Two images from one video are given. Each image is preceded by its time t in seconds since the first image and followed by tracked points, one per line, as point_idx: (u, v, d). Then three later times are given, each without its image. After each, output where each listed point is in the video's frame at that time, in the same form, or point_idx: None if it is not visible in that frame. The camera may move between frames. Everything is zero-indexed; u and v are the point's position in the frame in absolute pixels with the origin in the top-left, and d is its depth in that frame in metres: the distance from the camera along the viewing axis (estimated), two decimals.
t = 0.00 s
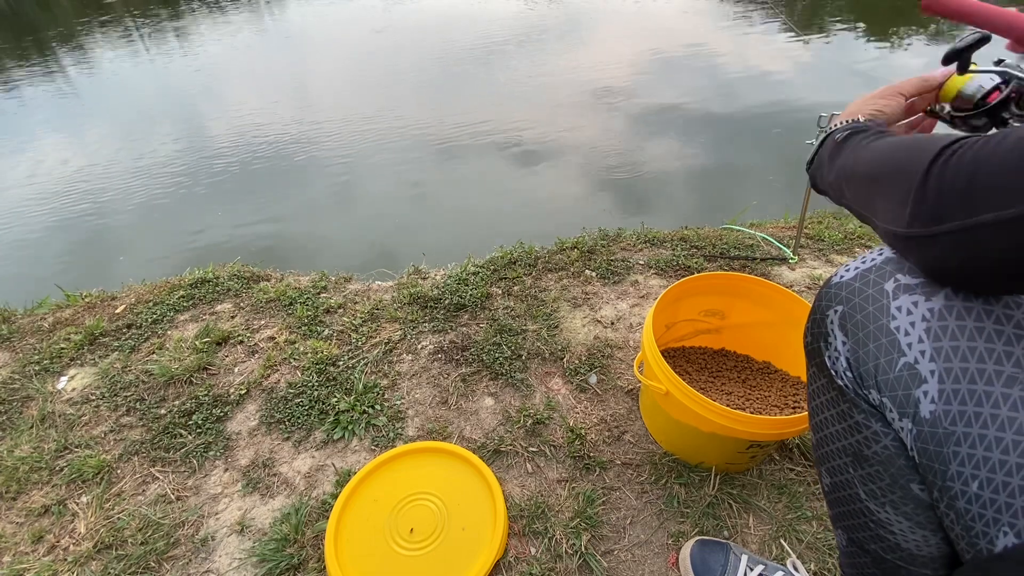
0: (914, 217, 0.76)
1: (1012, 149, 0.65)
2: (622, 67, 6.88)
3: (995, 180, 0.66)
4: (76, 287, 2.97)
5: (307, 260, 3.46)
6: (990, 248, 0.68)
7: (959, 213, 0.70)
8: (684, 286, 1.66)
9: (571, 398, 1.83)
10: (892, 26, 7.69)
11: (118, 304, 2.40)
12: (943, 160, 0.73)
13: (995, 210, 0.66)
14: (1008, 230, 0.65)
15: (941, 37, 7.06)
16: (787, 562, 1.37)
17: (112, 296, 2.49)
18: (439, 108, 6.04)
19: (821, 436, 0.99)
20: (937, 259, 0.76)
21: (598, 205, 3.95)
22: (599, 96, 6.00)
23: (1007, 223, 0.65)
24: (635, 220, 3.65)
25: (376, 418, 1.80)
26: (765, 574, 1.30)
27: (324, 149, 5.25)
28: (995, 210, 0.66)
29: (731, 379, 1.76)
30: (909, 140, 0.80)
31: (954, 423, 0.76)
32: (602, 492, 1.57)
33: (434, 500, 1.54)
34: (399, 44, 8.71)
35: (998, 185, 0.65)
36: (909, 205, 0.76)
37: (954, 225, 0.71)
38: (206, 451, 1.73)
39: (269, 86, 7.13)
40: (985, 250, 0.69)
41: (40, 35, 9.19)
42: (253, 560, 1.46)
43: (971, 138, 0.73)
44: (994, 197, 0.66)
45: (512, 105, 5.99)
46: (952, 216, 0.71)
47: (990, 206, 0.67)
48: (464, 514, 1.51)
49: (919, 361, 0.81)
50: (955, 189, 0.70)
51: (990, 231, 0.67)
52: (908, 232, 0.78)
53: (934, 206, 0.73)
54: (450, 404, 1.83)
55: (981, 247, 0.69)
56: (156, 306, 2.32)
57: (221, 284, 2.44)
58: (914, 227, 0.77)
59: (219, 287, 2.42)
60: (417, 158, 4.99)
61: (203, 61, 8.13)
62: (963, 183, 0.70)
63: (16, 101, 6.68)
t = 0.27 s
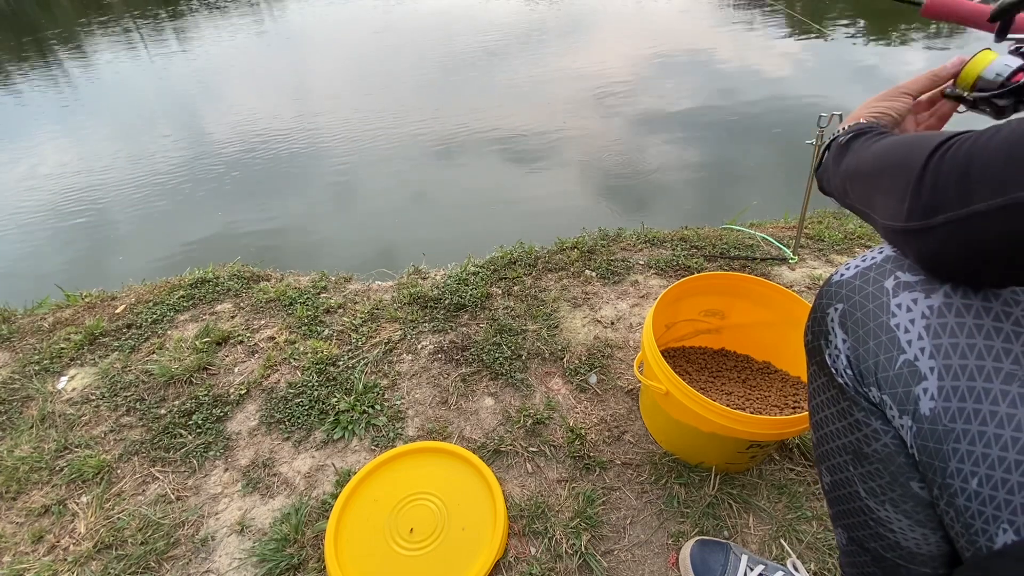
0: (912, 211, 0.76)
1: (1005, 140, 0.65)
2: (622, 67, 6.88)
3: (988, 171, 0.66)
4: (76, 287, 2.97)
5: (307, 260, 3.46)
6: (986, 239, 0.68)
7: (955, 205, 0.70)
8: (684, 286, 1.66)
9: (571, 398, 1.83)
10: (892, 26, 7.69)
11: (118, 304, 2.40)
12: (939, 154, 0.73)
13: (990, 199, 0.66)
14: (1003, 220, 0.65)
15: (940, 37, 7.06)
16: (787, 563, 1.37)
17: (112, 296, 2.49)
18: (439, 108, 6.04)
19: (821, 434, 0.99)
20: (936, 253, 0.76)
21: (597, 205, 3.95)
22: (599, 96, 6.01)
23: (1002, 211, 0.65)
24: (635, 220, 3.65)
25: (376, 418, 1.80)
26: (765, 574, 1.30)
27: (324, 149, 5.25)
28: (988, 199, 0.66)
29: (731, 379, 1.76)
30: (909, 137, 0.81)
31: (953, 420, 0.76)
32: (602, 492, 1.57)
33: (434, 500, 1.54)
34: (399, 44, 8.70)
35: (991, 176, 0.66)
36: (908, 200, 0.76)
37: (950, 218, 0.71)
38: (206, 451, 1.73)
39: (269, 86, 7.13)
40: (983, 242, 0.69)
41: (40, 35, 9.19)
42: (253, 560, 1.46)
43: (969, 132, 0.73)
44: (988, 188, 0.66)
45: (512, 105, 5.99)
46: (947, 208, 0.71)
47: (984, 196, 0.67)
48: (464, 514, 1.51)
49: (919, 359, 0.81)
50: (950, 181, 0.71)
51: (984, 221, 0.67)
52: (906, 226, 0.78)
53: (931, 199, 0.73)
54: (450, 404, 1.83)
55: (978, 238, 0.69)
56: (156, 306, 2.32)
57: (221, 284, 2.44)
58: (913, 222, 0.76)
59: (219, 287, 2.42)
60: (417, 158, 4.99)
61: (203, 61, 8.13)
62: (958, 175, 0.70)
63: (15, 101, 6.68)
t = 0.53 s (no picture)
0: (913, 211, 0.76)
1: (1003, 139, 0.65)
2: (622, 67, 6.88)
3: (990, 171, 0.66)
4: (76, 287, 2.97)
5: (308, 260, 3.46)
6: (987, 240, 0.68)
7: (956, 206, 0.70)
8: (684, 287, 1.66)
9: (571, 398, 1.83)
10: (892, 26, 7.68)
11: (118, 304, 2.40)
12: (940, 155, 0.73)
13: (991, 201, 0.66)
14: (1004, 221, 0.65)
15: (940, 37, 7.06)
16: (787, 563, 1.37)
17: (112, 296, 2.49)
18: (439, 108, 6.04)
19: (821, 434, 0.99)
20: (936, 254, 0.76)
21: (597, 205, 3.95)
22: (599, 96, 6.01)
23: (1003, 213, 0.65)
24: (634, 220, 3.65)
25: (376, 418, 1.80)
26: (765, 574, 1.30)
27: (324, 149, 5.25)
28: (991, 200, 0.66)
29: (731, 379, 1.76)
30: (910, 137, 0.81)
31: (954, 421, 0.76)
32: (602, 492, 1.56)
33: (434, 500, 1.54)
34: (399, 44, 8.70)
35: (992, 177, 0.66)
36: (908, 200, 0.76)
37: (951, 220, 0.71)
38: (206, 451, 1.73)
39: (268, 86, 7.13)
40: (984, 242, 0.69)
41: (40, 35, 9.19)
42: (253, 560, 1.46)
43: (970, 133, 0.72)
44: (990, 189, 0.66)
45: (512, 105, 5.99)
46: (947, 210, 0.71)
47: (985, 197, 0.67)
48: (464, 514, 1.51)
49: (919, 360, 0.81)
50: (952, 182, 0.70)
51: (986, 223, 0.67)
52: (907, 227, 0.78)
53: (932, 200, 0.73)
54: (450, 404, 1.83)
55: (978, 239, 0.69)
56: (156, 306, 2.32)
57: (221, 284, 2.44)
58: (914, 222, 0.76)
59: (219, 287, 2.42)
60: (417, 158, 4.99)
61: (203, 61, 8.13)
62: (960, 176, 0.70)
63: (15, 101, 6.68)
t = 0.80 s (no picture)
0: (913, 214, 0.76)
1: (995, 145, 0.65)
2: (622, 67, 6.88)
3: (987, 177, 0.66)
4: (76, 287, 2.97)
5: (307, 260, 3.46)
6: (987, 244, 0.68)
7: (953, 213, 0.70)
8: (684, 286, 1.66)
9: (571, 398, 1.83)
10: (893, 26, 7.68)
11: (118, 304, 2.40)
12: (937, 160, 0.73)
13: (990, 206, 0.66)
14: (1000, 227, 0.65)
15: (941, 37, 7.05)
16: (787, 563, 1.37)
17: (112, 296, 2.49)
18: (439, 108, 6.04)
19: (821, 435, 0.99)
20: (938, 257, 0.75)
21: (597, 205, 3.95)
22: (599, 96, 6.00)
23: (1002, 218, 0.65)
24: (634, 220, 3.65)
25: (376, 418, 1.80)
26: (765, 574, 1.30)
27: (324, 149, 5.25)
28: (989, 206, 0.66)
29: (731, 379, 1.76)
30: (910, 137, 0.80)
31: (953, 423, 0.76)
32: (602, 492, 1.56)
33: (434, 500, 1.54)
34: (399, 44, 8.70)
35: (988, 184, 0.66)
36: (908, 203, 0.76)
37: (950, 225, 0.71)
38: (206, 451, 1.73)
39: (269, 86, 7.13)
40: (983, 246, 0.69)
41: (40, 35, 9.19)
42: (253, 560, 1.46)
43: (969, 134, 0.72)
44: (986, 195, 0.66)
45: (512, 105, 5.99)
46: (947, 213, 0.71)
47: (984, 203, 0.66)
48: (464, 514, 1.51)
49: (918, 361, 0.81)
50: (950, 186, 0.70)
51: (984, 228, 0.67)
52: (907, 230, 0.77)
53: (931, 203, 0.73)
54: (450, 404, 1.83)
55: (977, 244, 0.69)
56: (156, 306, 2.32)
57: (221, 284, 2.44)
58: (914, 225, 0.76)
59: (219, 287, 2.42)
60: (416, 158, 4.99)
61: (203, 61, 8.13)
62: (958, 180, 0.69)
63: (15, 101, 6.68)
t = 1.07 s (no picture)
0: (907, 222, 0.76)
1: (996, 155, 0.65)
2: (622, 67, 6.88)
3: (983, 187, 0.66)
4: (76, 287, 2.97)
5: (307, 260, 3.46)
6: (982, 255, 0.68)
7: (947, 221, 0.71)
8: (684, 286, 1.66)
9: (571, 398, 1.83)
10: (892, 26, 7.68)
11: (118, 304, 2.40)
12: (934, 166, 0.73)
13: (984, 217, 0.66)
14: (994, 237, 0.66)
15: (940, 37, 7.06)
16: (787, 563, 1.37)
17: (112, 296, 2.49)
18: (439, 108, 6.04)
19: (821, 435, 0.99)
20: (933, 268, 0.76)
21: (597, 205, 3.95)
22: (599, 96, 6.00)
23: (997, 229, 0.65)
24: (634, 220, 3.65)
25: (376, 418, 1.79)
26: (765, 574, 1.30)
27: (324, 149, 5.25)
28: (983, 218, 0.66)
29: (731, 379, 1.76)
30: (908, 142, 0.80)
31: (953, 423, 0.76)
32: (602, 492, 1.56)
33: (434, 500, 1.54)
34: (400, 44, 8.70)
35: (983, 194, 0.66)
36: (902, 210, 0.77)
37: (943, 235, 0.71)
38: (206, 451, 1.73)
39: (269, 86, 7.13)
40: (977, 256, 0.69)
41: (40, 35, 9.18)
42: (253, 560, 1.46)
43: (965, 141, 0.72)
44: (982, 205, 0.66)
45: (512, 105, 5.99)
46: (938, 224, 0.72)
47: (979, 213, 0.67)
48: (464, 514, 1.51)
49: (918, 361, 0.81)
50: (945, 195, 0.71)
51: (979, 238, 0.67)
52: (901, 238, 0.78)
53: (924, 212, 0.74)
54: (450, 404, 1.83)
55: (969, 254, 0.70)
56: (156, 306, 2.32)
57: (221, 284, 2.44)
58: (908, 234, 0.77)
59: (219, 287, 2.42)
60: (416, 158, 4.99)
61: (203, 61, 8.13)
62: (952, 190, 0.70)
63: (15, 101, 6.67)
